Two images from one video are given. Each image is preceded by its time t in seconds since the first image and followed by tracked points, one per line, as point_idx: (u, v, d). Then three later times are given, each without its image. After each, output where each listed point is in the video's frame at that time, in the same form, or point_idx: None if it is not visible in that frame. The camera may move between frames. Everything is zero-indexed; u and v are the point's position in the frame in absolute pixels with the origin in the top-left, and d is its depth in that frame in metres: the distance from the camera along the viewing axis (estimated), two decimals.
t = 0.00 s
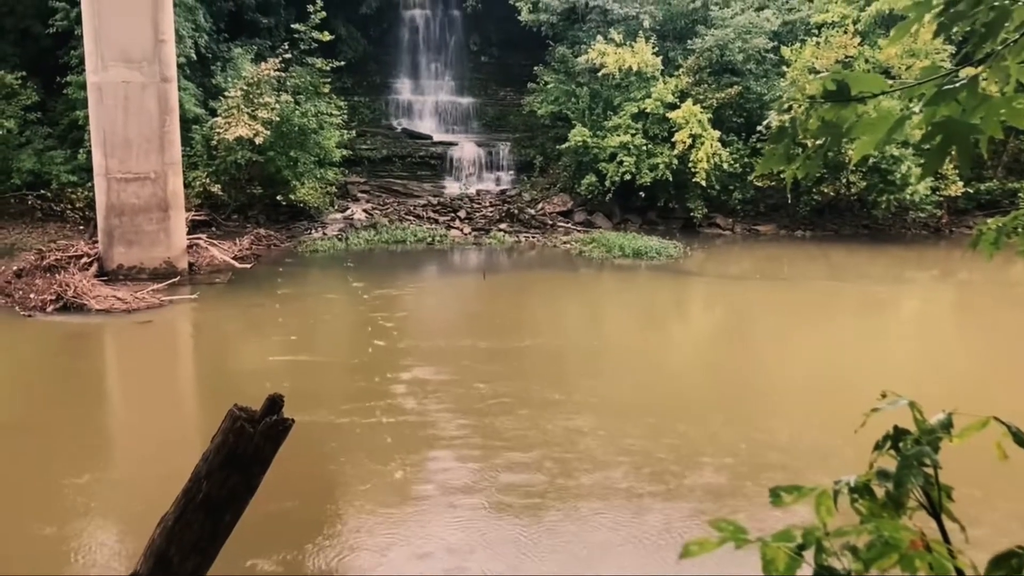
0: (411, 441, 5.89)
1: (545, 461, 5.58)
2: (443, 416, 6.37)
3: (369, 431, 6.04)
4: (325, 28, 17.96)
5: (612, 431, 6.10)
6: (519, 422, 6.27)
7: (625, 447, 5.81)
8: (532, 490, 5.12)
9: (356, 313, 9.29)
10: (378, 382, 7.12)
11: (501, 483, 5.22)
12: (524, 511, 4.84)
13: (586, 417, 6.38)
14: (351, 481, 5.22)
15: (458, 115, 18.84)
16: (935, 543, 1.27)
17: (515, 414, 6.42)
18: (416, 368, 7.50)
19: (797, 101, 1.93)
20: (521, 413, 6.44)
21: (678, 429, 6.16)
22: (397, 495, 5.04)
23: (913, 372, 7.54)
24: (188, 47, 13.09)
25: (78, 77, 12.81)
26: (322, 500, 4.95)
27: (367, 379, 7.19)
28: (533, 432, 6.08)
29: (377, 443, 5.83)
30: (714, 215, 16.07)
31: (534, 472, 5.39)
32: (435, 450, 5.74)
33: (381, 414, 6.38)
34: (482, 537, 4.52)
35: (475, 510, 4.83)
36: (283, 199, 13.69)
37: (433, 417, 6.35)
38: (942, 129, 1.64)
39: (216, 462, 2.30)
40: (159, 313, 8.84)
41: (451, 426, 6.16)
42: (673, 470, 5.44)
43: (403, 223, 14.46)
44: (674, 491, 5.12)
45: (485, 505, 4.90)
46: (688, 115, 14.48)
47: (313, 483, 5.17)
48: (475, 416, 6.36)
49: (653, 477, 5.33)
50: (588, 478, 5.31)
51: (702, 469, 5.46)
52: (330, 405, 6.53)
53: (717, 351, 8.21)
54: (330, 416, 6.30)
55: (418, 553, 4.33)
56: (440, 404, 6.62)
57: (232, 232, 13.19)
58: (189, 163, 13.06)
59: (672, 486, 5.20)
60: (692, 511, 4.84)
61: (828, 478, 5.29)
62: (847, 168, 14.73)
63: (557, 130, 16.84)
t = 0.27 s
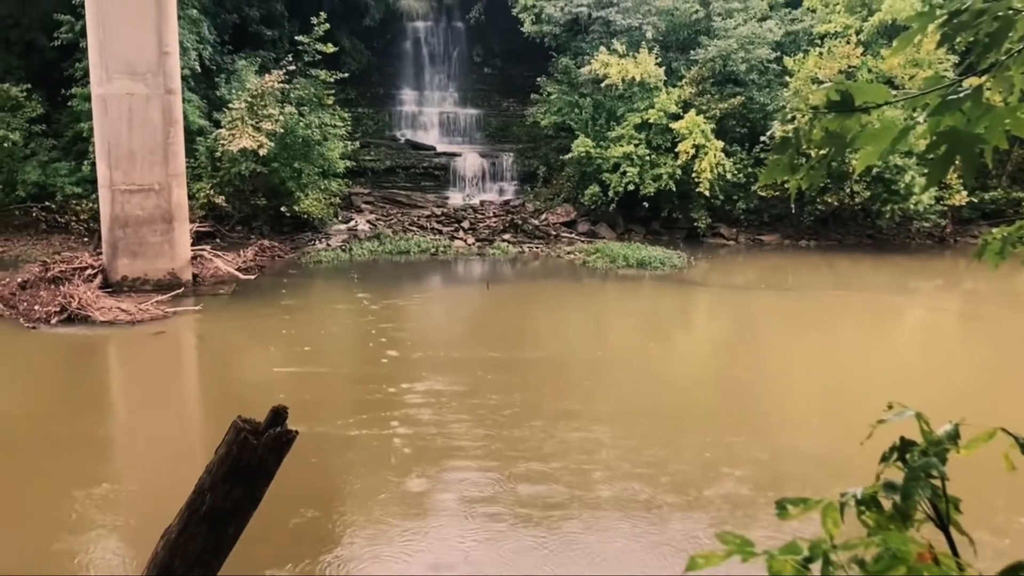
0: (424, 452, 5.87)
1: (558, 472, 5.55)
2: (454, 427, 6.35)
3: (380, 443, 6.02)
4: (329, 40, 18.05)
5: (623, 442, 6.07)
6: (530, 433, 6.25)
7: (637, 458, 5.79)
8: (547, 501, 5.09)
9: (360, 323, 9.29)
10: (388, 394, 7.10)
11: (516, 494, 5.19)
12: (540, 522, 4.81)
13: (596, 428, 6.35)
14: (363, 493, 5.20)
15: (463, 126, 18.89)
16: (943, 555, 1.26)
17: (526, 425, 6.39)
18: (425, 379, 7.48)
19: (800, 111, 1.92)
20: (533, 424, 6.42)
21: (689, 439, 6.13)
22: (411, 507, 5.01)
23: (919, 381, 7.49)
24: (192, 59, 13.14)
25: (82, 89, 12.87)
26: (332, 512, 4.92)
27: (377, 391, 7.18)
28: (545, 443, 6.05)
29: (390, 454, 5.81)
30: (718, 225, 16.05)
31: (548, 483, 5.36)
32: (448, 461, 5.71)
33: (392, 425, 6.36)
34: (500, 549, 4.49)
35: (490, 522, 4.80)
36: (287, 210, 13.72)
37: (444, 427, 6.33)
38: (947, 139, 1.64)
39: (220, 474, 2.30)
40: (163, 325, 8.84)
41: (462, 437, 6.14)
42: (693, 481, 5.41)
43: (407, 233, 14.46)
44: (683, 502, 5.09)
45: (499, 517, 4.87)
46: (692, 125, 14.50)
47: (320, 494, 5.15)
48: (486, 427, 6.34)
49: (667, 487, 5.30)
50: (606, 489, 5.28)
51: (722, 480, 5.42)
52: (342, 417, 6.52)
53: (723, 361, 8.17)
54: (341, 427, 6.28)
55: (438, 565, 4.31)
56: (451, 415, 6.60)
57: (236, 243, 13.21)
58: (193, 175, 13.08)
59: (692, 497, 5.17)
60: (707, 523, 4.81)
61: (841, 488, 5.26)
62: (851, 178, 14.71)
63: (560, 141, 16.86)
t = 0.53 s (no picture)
0: (439, 463, 5.84)
1: (573, 483, 5.52)
2: (467, 437, 6.32)
3: (394, 455, 5.99)
4: (332, 52, 18.15)
5: (636, 453, 6.04)
6: (541, 444, 6.22)
7: (655, 469, 5.75)
8: (565, 513, 5.06)
9: (364, 335, 9.27)
10: (399, 405, 7.08)
11: (534, 505, 5.16)
12: (558, 534, 4.78)
13: (607, 439, 6.32)
14: (380, 504, 5.17)
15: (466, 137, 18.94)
16: (951, 568, 1.24)
17: (537, 436, 6.37)
18: (432, 390, 7.46)
19: (805, 120, 1.90)
20: (544, 435, 6.39)
21: (697, 450, 6.10)
22: (431, 519, 4.98)
23: (926, 390, 7.46)
24: (196, 72, 13.19)
25: (87, 102, 12.93)
26: (350, 524, 4.90)
27: (386, 401, 7.16)
28: (557, 454, 6.02)
29: (402, 465, 5.79)
30: (722, 235, 16.03)
31: (566, 495, 5.33)
32: (461, 472, 5.69)
33: (407, 437, 6.34)
34: (519, 560, 4.46)
35: (509, 534, 4.77)
36: (290, 221, 13.74)
37: (456, 438, 6.30)
38: (951, 148, 1.63)
39: (224, 486, 2.30)
40: (168, 336, 8.85)
41: (477, 448, 6.11)
42: (712, 492, 5.37)
43: (411, 245, 14.47)
44: (693, 512, 5.07)
45: (518, 528, 4.85)
46: (695, 135, 14.51)
47: (333, 506, 5.13)
48: (497, 438, 6.32)
49: (682, 498, 5.27)
50: (626, 501, 5.23)
51: (740, 491, 5.39)
52: (354, 428, 6.50)
53: (728, 371, 8.14)
54: (354, 439, 6.26)
55: None
56: (462, 426, 6.57)
57: (239, 255, 13.22)
58: (197, 187, 13.12)
59: (705, 507, 5.14)
60: (726, 534, 4.78)
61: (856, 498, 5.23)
62: (854, 188, 14.70)
63: (563, 151, 16.90)
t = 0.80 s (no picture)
0: (453, 476, 5.81)
1: (588, 495, 5.49)
2: (480, 450, 6.29)
3: (409, 467, 5.96)
4: (335, 65, 18.25)
5: (649, 465, 6.01)
6: (552, 455, 6.19)
7: (672, 481, 5.70)
8: (582, 526, 5.03)
9: (368, 347, 9.26)
10: (409, 417, 7.06)
11: (552, 518, 5.13)
12: (565, 546, 4.76)
13: (617, 450, 6.29)
14: (396, 518, 5.14)
15: (469, 149, 19.01)
16: None
17: (547, 448, 6.35)
18: (440, 402, 7.44)
19: (806, 131, 1.89)
20: (555, 447, 6.36)
21: (707, 461, 6.06)
22: (450, 531, 4.94)
23: (932, 400, 7.43)
24: (199, 85, 13.26)
25: (91, 116, 13.00)
26: (366, 538, 4.87)
27: (396, 414, 7.14)
28: (570, 466, 5.99)
29: (408, 477, 5.78)
30: (725, 245, 16.01)
31: (583, 508, 5.30)
32: (468, 483, 5.67)
33: (420, 449, 6.31)
34: (531, 572, 4.44)
35: (528, 547, 4.74)
36: (294, 234, 13.77)
37: (469, 450, 6.27)
38: (953, 158, 1.62)
39: (226, 499, 2.30)
40: (172, 349, 8.86)
41: (493, 461, 6.07)
42: (729, 504, 5.34)
43: (414, 257, 14.47)
44: (700, 524, 5.05)
45: (536, 540, 4.82)
46: (697, 146, 14.53)
47: (346, 520, 5.10)
48: (509, 450, 6.29)
49: (689, 509, 5.24)
50: (645, 513, 5.20)
51: (746, 502, 5.36)
52: (366, 441, 6.48)
53: (731, 382, 8.11)
54: (369, 452, 6.23)
55: None
56: (473, 438, 6.55)
57: (243, 268, 13.24)
58: (200, 200, 13.16)
59: (712, 518, 5.11)
60: (745, 546, 4.75)
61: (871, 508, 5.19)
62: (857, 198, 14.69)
63: (566, 163, 16.93)
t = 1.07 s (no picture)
0: (466, 489, 5.78)
1: (601, 507, 5.46)
2: (489, 462, 6.28)
3: (425, 480, 5.94)
4: (338, 79, 18.35)
5: (663, 477, 5.97)
6: (563, 468, 6.17)
7: (689, 493, 5.67)
8: (600, 538, 4.99)
9: (370, 360, 9.25)
10: (421, 429, 7.05)
11: (575, 531, 5.09)
12: (572, 558, 4.73)
13: (629, 463, 6.25)
14: (417, 531, 5.12)
15: (472, 161, 19.07)
16: None
17: (557, 460, 6.32)
18: (446, 415, 7.42)
19: (808, 142, 1.88)
20: (567, 459, 6.34)
21: (717, 473, 6.03)
22: (467, 544, 4.92)
23: (938, 410, 7.40)
24: (203, 99, 13.33)
25: (95, 130, 13.07)
26: (385, 551, 4.84)
27: (406, 427, 7.12)
28: (582, 478, 5.96)
29: (414, 490, 5.76)
30: (728, 256, 15.98)
31: (600, 520, 5.26)
32: (475, 496, 5.65)
33: (433, 462, 6.29)
34: None
35: (550, 558, 4.71)
36: (298, 247, 13.79)
37: (482, 463, 6.25)
38: (954, 168, 1.62)
39: (230, 513, 2.29)
40: (177, 363, 8.87)
41: (510, 474, 6.05)
42: (749, 515, 5.31)
43: (418, 269, 14.48)
44: (708, 535, 5.02)
45: (557, 552, 4.79)
46: (700, 157, 14.55)
47: (364, 533, 5.08)
48: (521, 462, 6.27)
49: (697, 521, 5.21)
50: (666, 526, 5.16)
51: (754, 513, 5.33)
52: (379, 454, 6.46)
53: (736, 393, 8.09)
54: (384, 466, 6.21)
55: None
56: (484, 450, 6.53)
57: (247, 281, 13.27)
58: (204, 214, 13.21)
59: (720, 530, 5.09)
60: (766, 558, 4.72)
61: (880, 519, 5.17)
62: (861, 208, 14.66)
63: (569, 175, 16.96)
